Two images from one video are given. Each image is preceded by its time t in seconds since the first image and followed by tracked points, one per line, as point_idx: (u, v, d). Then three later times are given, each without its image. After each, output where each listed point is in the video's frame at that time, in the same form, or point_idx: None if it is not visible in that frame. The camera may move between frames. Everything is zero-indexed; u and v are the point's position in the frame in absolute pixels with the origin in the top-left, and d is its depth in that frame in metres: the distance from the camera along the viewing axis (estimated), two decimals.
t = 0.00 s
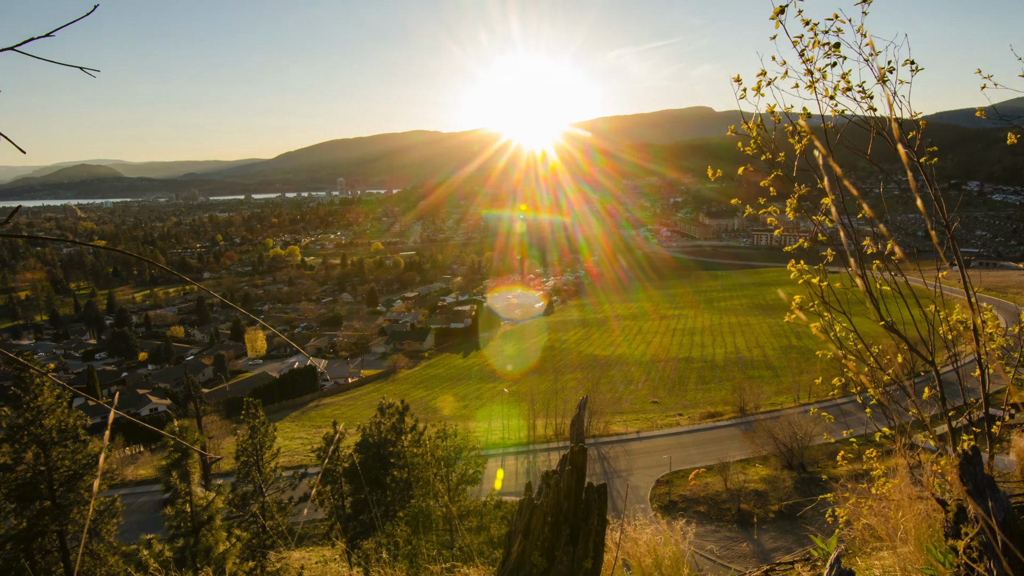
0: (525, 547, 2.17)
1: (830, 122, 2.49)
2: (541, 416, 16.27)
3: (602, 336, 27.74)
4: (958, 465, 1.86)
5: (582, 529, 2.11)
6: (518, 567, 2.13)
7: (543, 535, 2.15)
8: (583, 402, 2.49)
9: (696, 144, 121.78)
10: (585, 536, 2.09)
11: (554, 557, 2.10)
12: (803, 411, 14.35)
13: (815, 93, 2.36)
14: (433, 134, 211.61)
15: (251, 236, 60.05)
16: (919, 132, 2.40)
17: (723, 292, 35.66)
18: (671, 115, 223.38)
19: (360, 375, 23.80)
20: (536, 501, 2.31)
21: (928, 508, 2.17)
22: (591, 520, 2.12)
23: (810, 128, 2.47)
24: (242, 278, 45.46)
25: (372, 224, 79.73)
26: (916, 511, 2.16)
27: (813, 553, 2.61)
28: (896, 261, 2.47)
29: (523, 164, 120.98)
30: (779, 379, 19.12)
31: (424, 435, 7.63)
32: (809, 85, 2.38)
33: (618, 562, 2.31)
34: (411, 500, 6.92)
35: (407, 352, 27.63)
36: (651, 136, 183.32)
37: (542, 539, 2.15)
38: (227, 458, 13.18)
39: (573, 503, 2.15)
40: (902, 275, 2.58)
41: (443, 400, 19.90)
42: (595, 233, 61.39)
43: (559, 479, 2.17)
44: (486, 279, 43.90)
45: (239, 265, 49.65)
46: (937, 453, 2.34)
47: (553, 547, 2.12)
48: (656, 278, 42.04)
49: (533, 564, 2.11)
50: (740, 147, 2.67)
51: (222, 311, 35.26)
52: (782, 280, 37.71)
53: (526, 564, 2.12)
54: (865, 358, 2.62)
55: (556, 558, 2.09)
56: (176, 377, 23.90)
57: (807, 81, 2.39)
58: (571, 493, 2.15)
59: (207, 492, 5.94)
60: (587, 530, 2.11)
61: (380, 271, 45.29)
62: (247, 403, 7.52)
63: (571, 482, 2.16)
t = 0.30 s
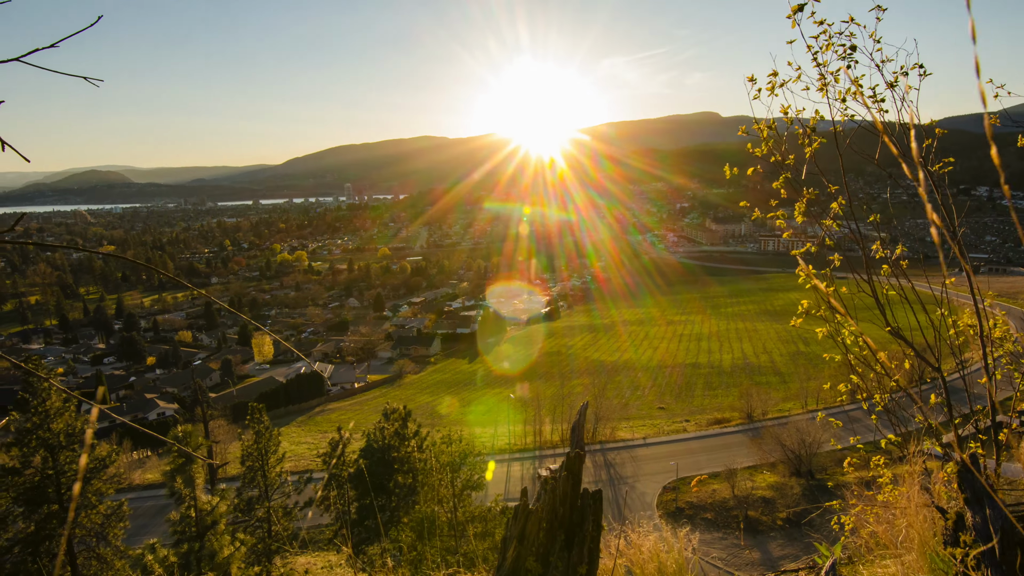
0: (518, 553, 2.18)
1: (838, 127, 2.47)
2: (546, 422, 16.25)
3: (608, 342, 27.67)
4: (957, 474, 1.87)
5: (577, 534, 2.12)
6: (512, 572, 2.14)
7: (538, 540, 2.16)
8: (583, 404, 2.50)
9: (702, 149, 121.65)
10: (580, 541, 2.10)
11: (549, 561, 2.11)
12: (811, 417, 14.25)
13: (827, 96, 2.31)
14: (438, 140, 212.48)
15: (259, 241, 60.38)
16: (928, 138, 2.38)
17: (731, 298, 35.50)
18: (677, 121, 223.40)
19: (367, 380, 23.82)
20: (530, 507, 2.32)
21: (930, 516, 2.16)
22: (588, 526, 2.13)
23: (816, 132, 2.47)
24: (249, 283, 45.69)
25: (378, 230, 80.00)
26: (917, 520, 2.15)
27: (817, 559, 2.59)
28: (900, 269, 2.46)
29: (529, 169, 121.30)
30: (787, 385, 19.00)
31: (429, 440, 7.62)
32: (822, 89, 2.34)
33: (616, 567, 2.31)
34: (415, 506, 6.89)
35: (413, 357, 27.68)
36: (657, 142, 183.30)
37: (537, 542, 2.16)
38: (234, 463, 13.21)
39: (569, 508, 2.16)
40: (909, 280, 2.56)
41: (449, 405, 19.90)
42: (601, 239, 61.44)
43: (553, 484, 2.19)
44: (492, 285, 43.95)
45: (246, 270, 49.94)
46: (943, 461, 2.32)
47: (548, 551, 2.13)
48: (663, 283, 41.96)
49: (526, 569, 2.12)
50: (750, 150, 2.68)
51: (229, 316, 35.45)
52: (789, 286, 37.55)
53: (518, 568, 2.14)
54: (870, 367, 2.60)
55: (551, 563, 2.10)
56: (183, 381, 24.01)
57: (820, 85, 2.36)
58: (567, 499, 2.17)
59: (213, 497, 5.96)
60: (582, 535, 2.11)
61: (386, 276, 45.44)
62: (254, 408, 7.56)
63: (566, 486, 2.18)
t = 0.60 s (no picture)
0: (515, 555, 2.17)
1: (834, 131, 2.48)
2: (548, 425, 16.20)
3: (611, 345, 27.64)
4: (956, 477, 1.85)
5: (575, 537, 2.11)
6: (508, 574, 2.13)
7: (536, 542, 2.16)
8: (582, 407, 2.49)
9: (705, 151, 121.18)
10: (578, 544, 2.09)
11: (547, 564, 2.10)
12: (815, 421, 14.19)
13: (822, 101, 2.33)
14: (441, 142, 212.40)
15: (263, 244, 60.53)
16: (929, 141, 2.37)
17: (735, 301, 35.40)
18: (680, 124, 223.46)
19: (369, 383, 23.82)
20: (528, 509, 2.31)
21: (930, 521, 2.15)
22: (585, 529, 2.12)
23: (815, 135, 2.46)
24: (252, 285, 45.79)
25: (381, 232, 80.11)
26: (916, 525, 2.14)
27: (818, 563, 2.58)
28: (901, 273, 2.46)
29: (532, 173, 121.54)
30: (790, 388, 18.96)
31: (432, 442, 7.60)
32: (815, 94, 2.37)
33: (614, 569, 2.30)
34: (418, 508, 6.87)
35: (416, 360, 27.69)
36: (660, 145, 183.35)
37: (534, 545, 2.15)
38: (237, 465, 13.22)
39: (567, 508, 2.17)
40: (910, 281, 2.55)
41: (451, 408, 19.87)
42: (604, 242, 61.43)
43: (550, 487, 2.19)
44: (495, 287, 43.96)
45: (250, 272, 50.06)
46: (944, 465, 2.30)
47: (546, 554, 2.13)
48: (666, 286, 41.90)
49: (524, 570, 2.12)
50: (746, 155, 2.71)
51: (232, 318, 35.50)
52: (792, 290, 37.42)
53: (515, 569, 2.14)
54: (872, 370, 2.58)
55: (549, 565, 2.09)
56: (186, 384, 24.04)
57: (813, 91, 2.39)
58: (565, 502, 2.16)
59: (215, 500, 5.98)
60: (580, 538, 2.11)
61: (389, 279, 45.51)
62: (258, 411, 7.56)
63: (564, 490, 2.20)
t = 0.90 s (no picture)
0: (514, 555, 2.17)
1: (835, 131, 2.47)
2: (549, 426, 16.19)
3: (612, 345, 27.63)
4: (957, 477, 1.84)
5: (574, 538, 2.11)
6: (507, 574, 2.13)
7: (534, 542, 2.16)
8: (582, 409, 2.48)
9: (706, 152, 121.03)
10: (576, 545, 2.09)
11: (547, 564, 2.10)
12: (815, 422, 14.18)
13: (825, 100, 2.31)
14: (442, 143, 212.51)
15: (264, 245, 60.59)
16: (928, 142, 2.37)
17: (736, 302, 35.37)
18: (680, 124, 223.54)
19: (370, 384, 23.83)
20: (527, 510, 2.30)
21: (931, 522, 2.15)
22: (585, 530, 2.12)
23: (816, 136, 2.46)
24: (252, 285, 45.80)
25: (382, 233, 80.14)
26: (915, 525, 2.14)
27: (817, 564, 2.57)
28: (902, 274, 2.45)
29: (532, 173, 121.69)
30: (791, 389, 18.96)
31: (433, 444, 7.60)
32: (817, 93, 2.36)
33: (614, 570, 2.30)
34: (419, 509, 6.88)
35: (416, 360, 27.71)
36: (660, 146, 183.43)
37: (532, 546, 2.15)
38: (237, 466, 13.22)
39: (566, 510, 2.16)
40: (911, 283, 2.54)
41: (452, 409, 19.87)
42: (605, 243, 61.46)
43: (549, 487, 2.18)
44: (495, 288, 43.98)
45: (250, 272, 50.08)
46: (945, 466, 2.30)
47: (546, 554, 2.13)
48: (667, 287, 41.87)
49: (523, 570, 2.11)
50: (747, 153, 2.70)
51: (232, 319, 35.51)
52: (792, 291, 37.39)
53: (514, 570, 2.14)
54: (873, 370, 2.58)
55: (548, 565, 2.09)
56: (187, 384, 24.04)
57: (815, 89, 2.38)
58: (563, 503, 2.16)
59: (216, 500, 5.98)
60: (578, 538, 2.11)
61: (390, 279, 45.54)
62: (258, 412, 7.56)
63: (562, 490, 2.20)
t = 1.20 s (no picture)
0: (514, 555, 2.16)
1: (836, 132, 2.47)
2: (548, 426, 16.21)
3: (612, 345, 27.64)
4: (956, 479, 1.83)
5: (574, 539, 2.12)
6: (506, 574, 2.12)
7: (534, 542, 2.16)
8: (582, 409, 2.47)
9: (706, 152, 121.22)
10: (575, 546, 2.10)
11: (546, 564, 2.11)
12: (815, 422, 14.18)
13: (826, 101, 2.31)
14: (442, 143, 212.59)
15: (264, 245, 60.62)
16: (928, 143, 2.37)
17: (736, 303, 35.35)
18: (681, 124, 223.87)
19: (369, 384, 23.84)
20: (526, 510, 2.29)
21: (931, 521, 2.15)
22: (584, 530, 2.13)
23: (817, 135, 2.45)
24: (252, 285, 45.79)
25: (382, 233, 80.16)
26: (916, 526, 2.13)
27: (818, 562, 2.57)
28: (901, 274, 2.45)
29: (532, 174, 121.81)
30: (791, 389, 18.96)
31: (433, 443, 7.61)
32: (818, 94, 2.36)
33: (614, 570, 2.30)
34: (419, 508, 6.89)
35: (416, 360, 27.74)
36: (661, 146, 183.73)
37: (533, 546, 2.15)
38: (237, 466, 13.22)
39: (566, 511, 2.17)
40: (910, 283, 2.54)
41: (452, 409, 19.87)
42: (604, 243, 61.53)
43: (549, 487, 2.17)
44: (495, 288, 44.01)
45: (250, 272, 50.09)
46: (946, 465, 2.30)
47: (546, 555, 2.13)
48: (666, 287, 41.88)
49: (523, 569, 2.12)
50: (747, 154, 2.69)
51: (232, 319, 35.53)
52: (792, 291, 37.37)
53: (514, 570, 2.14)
54: (873, 369, 2.57)
55: (547, 565, 2.10)
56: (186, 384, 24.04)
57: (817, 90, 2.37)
58: (563, 502, 2.16)
59: (216, 500, 5.98)
60: (578, 539, 2.13)
61: (390, 280, 45.56)
62: (258, 412, 7.56)
63: (562, 489, 2.19)
